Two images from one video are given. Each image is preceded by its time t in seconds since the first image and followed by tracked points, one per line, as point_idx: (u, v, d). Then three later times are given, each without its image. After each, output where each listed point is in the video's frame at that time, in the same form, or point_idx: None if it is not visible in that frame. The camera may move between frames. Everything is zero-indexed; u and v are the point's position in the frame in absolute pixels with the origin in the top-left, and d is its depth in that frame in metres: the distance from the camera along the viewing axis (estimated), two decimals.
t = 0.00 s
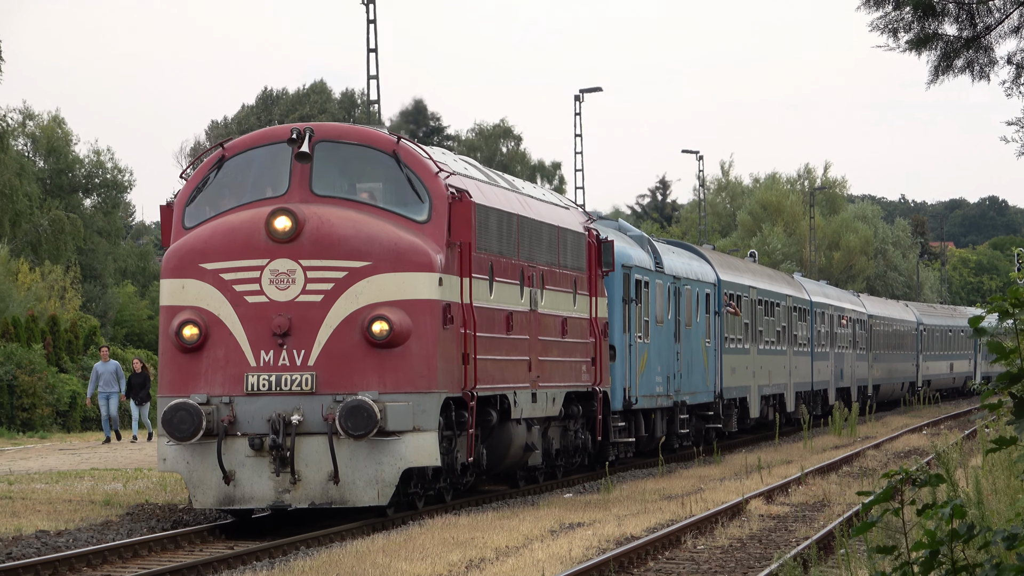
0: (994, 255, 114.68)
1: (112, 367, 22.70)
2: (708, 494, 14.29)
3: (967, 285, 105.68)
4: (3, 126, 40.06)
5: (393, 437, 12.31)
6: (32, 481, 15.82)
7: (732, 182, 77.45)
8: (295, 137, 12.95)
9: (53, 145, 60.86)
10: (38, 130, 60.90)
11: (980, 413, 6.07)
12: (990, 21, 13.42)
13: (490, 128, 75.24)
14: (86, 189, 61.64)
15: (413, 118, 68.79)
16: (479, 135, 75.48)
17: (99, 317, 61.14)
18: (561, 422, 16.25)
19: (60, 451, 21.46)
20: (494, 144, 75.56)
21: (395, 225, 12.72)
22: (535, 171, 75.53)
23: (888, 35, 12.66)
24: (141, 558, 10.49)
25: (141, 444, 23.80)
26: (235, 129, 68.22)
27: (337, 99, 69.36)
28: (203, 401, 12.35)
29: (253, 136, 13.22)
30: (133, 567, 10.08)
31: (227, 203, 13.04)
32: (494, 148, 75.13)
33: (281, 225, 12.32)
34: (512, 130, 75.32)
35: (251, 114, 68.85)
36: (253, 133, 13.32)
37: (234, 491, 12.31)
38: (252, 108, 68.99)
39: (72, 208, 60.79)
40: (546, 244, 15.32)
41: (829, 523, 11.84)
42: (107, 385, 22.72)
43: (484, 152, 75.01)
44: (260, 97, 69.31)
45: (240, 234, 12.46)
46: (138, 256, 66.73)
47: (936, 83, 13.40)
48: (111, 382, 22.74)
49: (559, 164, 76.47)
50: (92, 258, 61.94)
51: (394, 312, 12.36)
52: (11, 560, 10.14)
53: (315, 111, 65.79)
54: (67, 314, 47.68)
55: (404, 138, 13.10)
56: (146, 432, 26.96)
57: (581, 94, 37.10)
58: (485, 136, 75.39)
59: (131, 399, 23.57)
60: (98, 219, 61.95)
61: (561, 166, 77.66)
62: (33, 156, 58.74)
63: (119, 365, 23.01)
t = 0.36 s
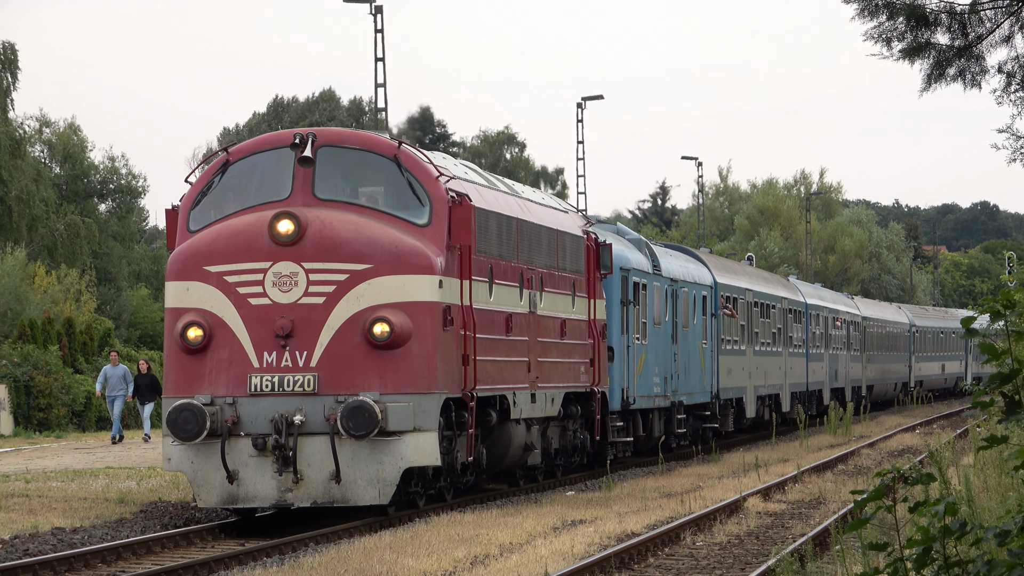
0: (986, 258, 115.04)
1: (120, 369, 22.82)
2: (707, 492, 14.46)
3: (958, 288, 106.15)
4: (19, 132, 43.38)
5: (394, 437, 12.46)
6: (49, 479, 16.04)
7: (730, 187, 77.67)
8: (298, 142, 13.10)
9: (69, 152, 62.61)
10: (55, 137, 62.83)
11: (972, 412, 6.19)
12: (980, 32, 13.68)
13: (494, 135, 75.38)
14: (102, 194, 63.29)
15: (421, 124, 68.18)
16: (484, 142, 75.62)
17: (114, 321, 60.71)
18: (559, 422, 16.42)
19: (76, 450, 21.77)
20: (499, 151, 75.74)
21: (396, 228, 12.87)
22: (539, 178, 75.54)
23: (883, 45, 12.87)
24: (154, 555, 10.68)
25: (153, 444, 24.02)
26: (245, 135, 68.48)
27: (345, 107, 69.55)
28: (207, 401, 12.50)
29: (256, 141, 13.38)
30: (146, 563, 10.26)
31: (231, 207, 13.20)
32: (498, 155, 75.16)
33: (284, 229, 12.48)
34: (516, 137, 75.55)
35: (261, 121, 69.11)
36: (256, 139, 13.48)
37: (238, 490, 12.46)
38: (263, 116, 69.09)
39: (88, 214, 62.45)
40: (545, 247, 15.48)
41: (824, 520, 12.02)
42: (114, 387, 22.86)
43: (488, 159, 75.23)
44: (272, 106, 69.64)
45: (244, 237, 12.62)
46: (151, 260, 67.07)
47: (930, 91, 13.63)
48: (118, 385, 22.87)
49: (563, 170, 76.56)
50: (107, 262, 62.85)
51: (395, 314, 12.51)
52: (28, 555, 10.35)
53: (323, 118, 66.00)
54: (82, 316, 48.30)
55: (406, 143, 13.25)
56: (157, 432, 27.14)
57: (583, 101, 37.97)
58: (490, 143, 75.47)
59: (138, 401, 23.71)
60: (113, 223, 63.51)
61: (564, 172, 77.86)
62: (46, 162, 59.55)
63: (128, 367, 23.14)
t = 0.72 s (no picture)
0: (978, 263, 115.53)
1: (126, 369, 22.83)
2: (705, 490, 14.63)
3: (950, 291, 106.55)
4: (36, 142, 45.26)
5: (394, 437, 12.62)
6: (63, 478, 16.25)
7: (727, 192, 77.93)
8: (299, 147, 13.26)
9: (83, 159, 63.45)
10: (68, 143, 63.72)
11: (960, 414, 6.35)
12: (971, 41, 14.72)
13: (498, 142, 75.70)
14: (114, 201, 64.13)
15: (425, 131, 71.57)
16: (488, 149, 75.90)
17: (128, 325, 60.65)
18: (558, 423, 16.59)
19: (89, 449, 22.03)
20: (502, 158, 75.99)
21: (395, 232, 13.02)
22: (541, 185, 75.72)
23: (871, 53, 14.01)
24: (166, 552, 10.87)
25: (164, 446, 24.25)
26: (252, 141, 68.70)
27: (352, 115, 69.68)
28: (209, 403, 12.66)
29: (258, 147, 13.53)
30: (159, 561, 10.45)
31: (233, 212, 13.35)
32: (501, 162, 75.48)
33: (285, 232, 12.63)
34: (519, 144, 75.80)
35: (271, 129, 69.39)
36: (258, 144, 13.64)
37: (240, 490, 12.62)
38: (273, 125, 68.92)
39: (102, 220, 63.15)
40: (543, 250, 15.64)
41: (820, 517, 12.20)
42: (121, 388, 22.88)
43: (491, 166, 75.50)
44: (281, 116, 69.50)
45: (245, 241, 12.77)
46: (163, 265, 67.22)
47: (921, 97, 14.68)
48: (125, 385, 22.90)
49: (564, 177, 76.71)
50: (120, 266, 62.40)
51: (394, 317, 12.68)
52: (43, 552, 10.55)
53: (331, 126, 66.23)
54: (97, 319, 48.89)
55: (405, 148, 13.41)
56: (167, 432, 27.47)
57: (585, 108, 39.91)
58: (493, 150, 75.79)
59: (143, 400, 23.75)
60: (126, 229, 63.98)
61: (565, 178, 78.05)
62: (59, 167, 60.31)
63: (134, 367, 23.15)
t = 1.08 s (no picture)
0: (969, 266, 115.93)
1: (127, 373, 23.04)
2: (703, 489, 14.81)
3: (941, 294, 106.96)
4: (51, 149, 44.60)
5: (393, 438, 12.78)
6: (77, 477, 16.51)
7: (724, 198, 78.18)
8: (300, 153, 13.41)
9: (96, 166, 64.50)
10: (82, 152, 65.02)
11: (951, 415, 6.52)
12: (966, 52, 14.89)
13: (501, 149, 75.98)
14: (127, 207, 64.83)
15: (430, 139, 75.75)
16: (490, 157, 76.16)
17: (139, 327, 61.09)
18: (555, 423, 16.76)
19: (101, 451, 22.32)
20: (505, 165, 76.23)
21: (394, 236, 13.17)
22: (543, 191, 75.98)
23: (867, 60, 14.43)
24: (178, 548, 11.06)
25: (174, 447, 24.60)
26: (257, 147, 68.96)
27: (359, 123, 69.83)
28: (211, 404, 12.82)
29: (259, 152, 13.68)
30: (171, 557, 10.63)
31: (235, 216, 13.49)
32: (504, 169, 75.78)
33: (285, 236, 12.79)
34: (521, 151, 76.10)
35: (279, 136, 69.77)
36: (259, 149, 13.79)
37: (241, 490, 12.78)
38: (282, 133, 68.58)
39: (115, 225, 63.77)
40: (541, 254, 15.80)
41: (815, 515, 12.37)
42: (123, 391, 23.08)
43: (493, 172, 75.80)
44: (289, 123, 69.04)
45: (246, 244, 12.93)
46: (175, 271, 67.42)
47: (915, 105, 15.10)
48: (127, 389, 23.08)
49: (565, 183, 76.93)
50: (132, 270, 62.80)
51: (393, 319, 12.84)
52: (56, 550, 10.73)
53: (337, 134, 66.53)
54: (108, 323, 49.10)
55: (404, 154, 13.58)
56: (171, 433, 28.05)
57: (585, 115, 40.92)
58: (495, 158, 76.08)
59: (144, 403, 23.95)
60: (137, 234, 64.22)
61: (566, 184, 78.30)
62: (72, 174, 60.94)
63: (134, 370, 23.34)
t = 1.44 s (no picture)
0: (960, 271, 116.39)
1: (134, 375, 23.10)
2: (700, 486, 15.01)
3: (932, 297, 107.53)
4: (63, 156, 48.03)
5: (391, 438, 12.97)
6: (91, 474, 17.01)
7: (721, 203, 78.50)
8: (299, 157, 13.58)
9: (109, 172, 67.01)
10: (95, 157, 67.11)
11: (943, 414, 6.69)
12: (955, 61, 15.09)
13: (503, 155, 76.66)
14: (139, 211, 67.76)
15: (434, 147, 78.51)
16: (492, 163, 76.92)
17: (151, 330, 61.58)
18: (552, 423, 16.93)
19: (113, 451, 22.80)
20: (507, 171, 76.85)
21: (392, 238, 13.34)
22: (544, 197, 76.46)
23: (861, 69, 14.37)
24: (188, 544, 11.29)
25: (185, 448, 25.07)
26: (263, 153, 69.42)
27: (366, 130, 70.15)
28: (211, 404, 13.03)
29: (259, 157, 13.87)
30: (182, 553, 10.85)
31: (236, 219, 13.68)
32: (506, 175, 76.49)
33: (285, 239, 12.98)
34: (523, 157, 76.73)
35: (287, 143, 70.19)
36: (261, 154, 13.98)
37: (241, 489, 13.00)
38: (287, 139, 69.36)
39: (127, 229, 66.60)
40: (537, 257, 15.96)
41: (809, 513, 12.56)
42: (128, 392, 23.18)
43: (495, 178, 76.33)
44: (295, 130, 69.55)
45: (246, 247, 13.14)
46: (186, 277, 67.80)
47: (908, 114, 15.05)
48: (133, 390, 23.17)
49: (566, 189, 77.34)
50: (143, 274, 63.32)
51: (391, 321, 13.01)
52: (68, 546, 10.95)
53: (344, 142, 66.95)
54: (120, 327, 49.38)
55: (402, 158, 13.76)
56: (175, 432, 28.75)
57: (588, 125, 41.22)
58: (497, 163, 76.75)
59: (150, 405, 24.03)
60: (148, 238, 66.25)
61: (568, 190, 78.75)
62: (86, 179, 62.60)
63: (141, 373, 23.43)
